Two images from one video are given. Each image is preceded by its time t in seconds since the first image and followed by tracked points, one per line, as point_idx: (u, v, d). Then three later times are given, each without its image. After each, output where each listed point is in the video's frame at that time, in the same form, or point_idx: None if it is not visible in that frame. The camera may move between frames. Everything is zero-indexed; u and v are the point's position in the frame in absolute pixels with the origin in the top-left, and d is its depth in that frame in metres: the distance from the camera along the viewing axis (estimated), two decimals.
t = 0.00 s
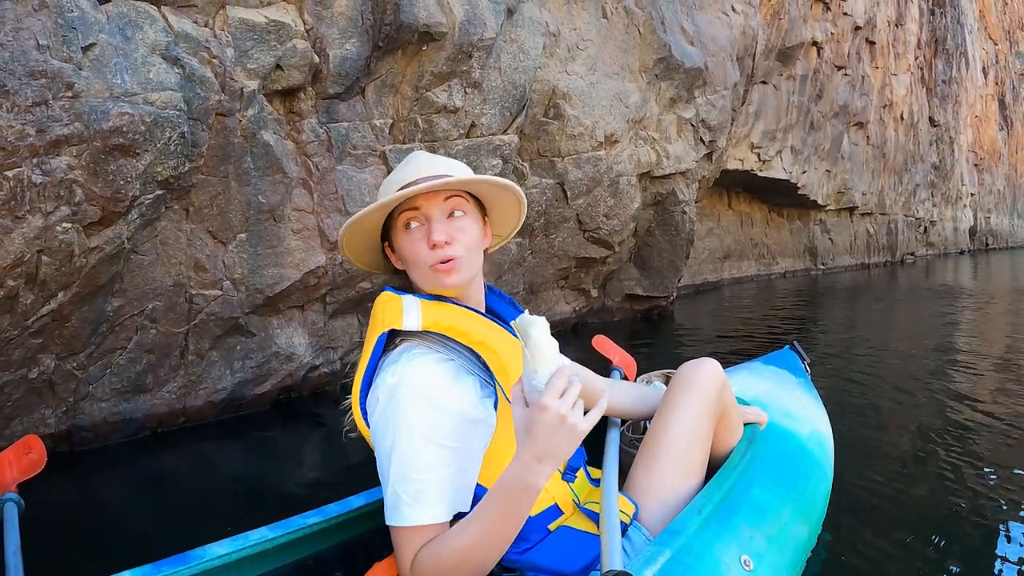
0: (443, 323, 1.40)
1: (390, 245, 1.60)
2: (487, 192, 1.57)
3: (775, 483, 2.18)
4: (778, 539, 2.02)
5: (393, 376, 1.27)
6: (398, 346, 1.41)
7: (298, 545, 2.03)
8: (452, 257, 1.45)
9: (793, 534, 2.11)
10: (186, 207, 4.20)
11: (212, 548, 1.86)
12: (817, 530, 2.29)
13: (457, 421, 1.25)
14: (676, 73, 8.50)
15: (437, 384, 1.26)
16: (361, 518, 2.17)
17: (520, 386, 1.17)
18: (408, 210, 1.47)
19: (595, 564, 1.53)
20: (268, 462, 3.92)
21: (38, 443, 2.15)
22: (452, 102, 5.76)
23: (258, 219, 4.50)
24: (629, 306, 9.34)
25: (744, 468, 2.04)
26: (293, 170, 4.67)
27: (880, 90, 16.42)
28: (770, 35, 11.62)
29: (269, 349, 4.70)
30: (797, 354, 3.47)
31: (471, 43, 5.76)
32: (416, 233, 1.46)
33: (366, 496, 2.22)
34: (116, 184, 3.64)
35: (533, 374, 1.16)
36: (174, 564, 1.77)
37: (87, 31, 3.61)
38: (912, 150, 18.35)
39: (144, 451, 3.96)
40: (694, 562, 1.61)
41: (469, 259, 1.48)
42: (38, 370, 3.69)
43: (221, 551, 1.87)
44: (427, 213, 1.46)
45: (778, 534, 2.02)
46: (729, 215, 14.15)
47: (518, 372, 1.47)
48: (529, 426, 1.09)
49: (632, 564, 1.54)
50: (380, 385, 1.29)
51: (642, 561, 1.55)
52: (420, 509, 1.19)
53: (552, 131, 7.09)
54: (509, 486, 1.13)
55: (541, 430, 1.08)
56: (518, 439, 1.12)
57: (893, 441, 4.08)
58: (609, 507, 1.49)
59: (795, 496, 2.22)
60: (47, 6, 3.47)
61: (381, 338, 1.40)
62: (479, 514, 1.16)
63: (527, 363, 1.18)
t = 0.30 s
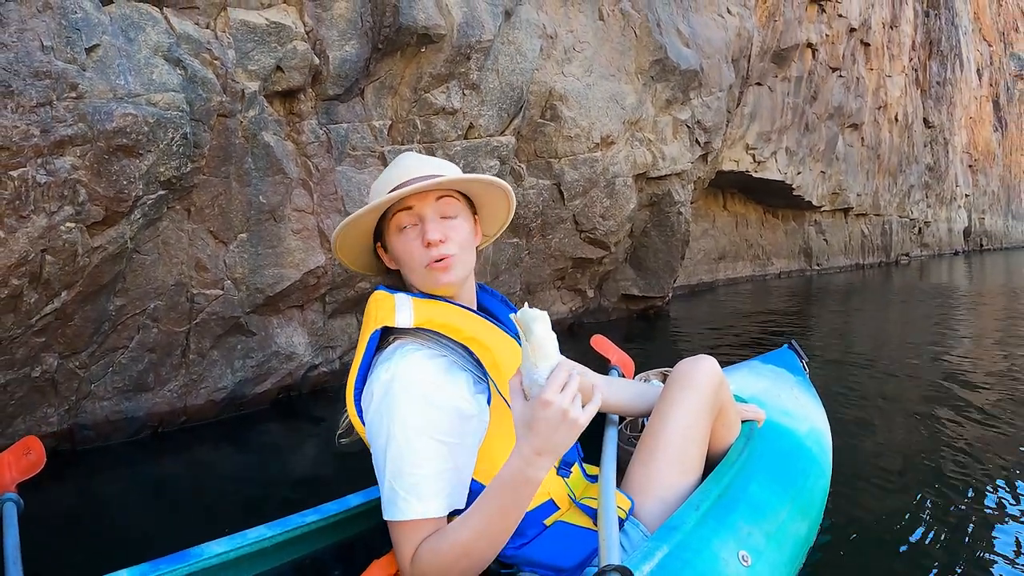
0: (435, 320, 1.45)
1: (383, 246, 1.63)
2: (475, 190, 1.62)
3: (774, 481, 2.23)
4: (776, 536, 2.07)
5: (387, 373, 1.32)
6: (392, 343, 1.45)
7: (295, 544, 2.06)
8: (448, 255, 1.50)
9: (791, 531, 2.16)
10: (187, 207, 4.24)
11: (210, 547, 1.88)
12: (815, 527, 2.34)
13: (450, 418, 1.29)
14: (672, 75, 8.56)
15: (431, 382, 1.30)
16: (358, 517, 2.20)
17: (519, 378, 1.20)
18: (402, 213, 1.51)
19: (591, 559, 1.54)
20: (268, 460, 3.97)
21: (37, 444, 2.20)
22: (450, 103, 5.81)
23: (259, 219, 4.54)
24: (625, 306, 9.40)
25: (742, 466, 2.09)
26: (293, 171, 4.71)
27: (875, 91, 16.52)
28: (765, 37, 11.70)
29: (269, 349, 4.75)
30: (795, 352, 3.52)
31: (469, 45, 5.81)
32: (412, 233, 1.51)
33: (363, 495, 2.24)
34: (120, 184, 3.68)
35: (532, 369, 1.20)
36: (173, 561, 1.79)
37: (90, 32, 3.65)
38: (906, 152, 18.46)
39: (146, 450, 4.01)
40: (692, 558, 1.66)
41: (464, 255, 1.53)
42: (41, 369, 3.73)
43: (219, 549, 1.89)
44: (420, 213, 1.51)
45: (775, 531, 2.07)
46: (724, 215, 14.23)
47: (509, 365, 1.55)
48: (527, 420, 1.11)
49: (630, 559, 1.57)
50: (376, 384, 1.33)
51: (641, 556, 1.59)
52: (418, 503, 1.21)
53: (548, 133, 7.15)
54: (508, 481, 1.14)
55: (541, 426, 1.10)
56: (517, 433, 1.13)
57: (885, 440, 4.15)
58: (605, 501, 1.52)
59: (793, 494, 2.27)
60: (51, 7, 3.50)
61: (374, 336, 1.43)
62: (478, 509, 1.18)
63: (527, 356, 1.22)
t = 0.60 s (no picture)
0: (434, 322, 1.46)
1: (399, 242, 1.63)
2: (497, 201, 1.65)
3: (774, 482, 2.27)
4: (777, 537, 2.11)
5: (393, 374, 1.33)
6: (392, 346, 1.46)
7: (297, 548, 2.00)
8: (472, 261, 1.52)
9: (792, 532, 2.20)
10: (190, 208, 4.27)
11: (209, 552, 1.83)
12: (815, 528, 2.38)
13: (453, 422, 1.32)
14: (668, 77, 8.62)
15: (436, 385, 1.32)
16: (361, 521, 2.13)
17: (526, 391, 1.19)
18: (431, 213, 1.52)
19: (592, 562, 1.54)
20: (270, 460, 4.00)
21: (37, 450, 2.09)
22: (450, 105, 5.85)
23: (260, 221, 4.58)
24: (622, 308, 9.45)
25: (742, 467, 2.13)
26: (294, 173, 4.75)
27: (870, 93, 16.61)
28: (761, 39, 11.77)
29: (271, 350, 4.79)
30: (794, 354, 3.57)
31: (469, 48, 5.86)
32: (439, 234, 1.52)
33: (364, 499, 2.18)
34: (123, 186, 3.71)
35: (542, 384, 1.15)
36: (171, 568, 1.73)
37: (94, 35, 3.69)
38: (901, 153, 18.56)
39: (148, 451, 4.03)
40: (692, 559, 1.70)
41: (485, 264, 1.55)
42: (44, 369, 3.75)
43: (218, 555, 1.83)
44: (451, 216, 1.52)
45: (776, 532, 2.11)
46: (720, 217, 14.30)
47: (509, 367, 1.55)
48: (537, 435, 1.14)
49: (631, 561, 1.61)
50: (380, 385, 1.34)
51: (640, 557, 1.63)
52: (420, 507, 1.24)
53: (546, 135, 7.19)
54: (512, 491, 1.19)
55: (548, 440, 1.14)
56: (523, 446, 1.16)
57: (880, 441, 4.19)
58: (605, 504, 1.53)
59: (793, 494, 2.31)
60: (56, 9, 3.54)
61: (372, 339, 1.45)
62: (480, 516, 1.21)
63: (540, 372, 1.15)
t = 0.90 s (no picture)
0: (434, 329, 1.44)
1: (416, 242, 1.59)
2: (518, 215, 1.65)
3: (775, 488, 2.29)
4: (779, 544, 2.13)
5: (393, 381, 1.30)
6: (391, 351, 1.44)
7: (295, 552, 1.99)
8: (493, 275, 1.53)
9: (793, 538, 2.22)
10: (192, 210, 4.29)
11: (207, 556, 1.82)
12: (816, 534, 2.40)
13: (452, 427, 1.27)
14: (667, 78, 8.64)
15: (435, 390, 1.29)
16: (358, 525, 2.13)
17: (480, 388, 1.11)
18: (462, 221, 1.50)
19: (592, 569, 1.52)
20: (271, 461, 4.02)
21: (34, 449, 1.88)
22: (450, 107, 5.87)
23: (262, 222, 4.61)
24: (620, 308, 9.48)
25: (744, 473, 2.15)
26: (295, 174, 4.78)
27: (866, 94, 16.66)
28: (758, 40, 11.81)
29: (272, 350, 4.81)
30: (795, 357, 3.60)
31: (469, 50, 5.89)
32: (466, 244, 1.51)
33: (362, 503, 2.17)
34: (126, 187, 3.72)
35: (494, 378, 1.08)
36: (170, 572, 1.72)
37: (98, 36, 3.70)
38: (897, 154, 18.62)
39: (150, 451, 4.05)
40: (694, 567, 1.70)
41: (503, 279, 1.56)
42: (47, 370, 3.76)
43: (217, 559, 1.82)
44: (480, 229, 1.51)
45: (777, 539, 2.13)
46: (717, 218, 14.33)
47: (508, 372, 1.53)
48: (499, 432, 1.06)
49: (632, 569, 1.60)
50: (380, 391, 1.32)
51: (643, 565, 1.62)
52: (416, 513, 1.20)
53: (545, 136, 7.21)
54: (486, 493, 1.11)
55: (513, 435, 1.06)
56: (488, 447, 1.07)
57: (877, 442, 4.23)
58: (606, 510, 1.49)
59: (794, 500, 2.34)
60: (59, 11, 3.55)
61: (373, 345, 1.44)
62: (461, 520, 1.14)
63: (488, 366, 1.08)
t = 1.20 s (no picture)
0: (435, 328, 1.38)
1: (420, 240, 1.58)
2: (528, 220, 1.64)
3: (772, 489, 2.33)
4: (774, 545, 2.16)
5: (393, 379, 1.26)
6: (390, 350, 1.40)
7: (291, 552, 2.01)
8: (495, 278, 1.52)
9: (789, 539, 2.26)
10: (194, 211, 4.33)
11: (202, 557, 1.84)
12: (812, 534, 2.44)
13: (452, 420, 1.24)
14: (664, 80, 8.68)
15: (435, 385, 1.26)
16: (354, 526, 2.14)
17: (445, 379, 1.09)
18: (467, 221, 1.50)
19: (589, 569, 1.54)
20: (272, 460, 4.05)
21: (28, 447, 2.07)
22: (449, 108, 5.91)
23: (263, 223, 4.65)
24: (617, 309, 9.52)
25: (740, 474, 2.19)
26: (296, 175, 4.82)
27: (862, 95, 16.74)
28: (755, 42, 11.87)
29: (273, 350, 4.84)
30: (793, 356, 3.65)
31: (468, 52, 5.93)
32: (470, 245, 1.50)
33: (359, 503, 2.18)
34: (130, 188, 3.76)
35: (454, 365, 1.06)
36: (163, 572, 1.75)
37: (101, 37, 3.74)
38: (893, 155, 18.70)
39: (152, 451, 4.08)
40: (690, 568, 1.72)
41: (505, 283, 1.56)
42: (50, 370, 3.79)
43: (212, 559, 1.85)
44: (485, 231, 1.51)
45: (773, 540, 2.17)
46: (714, 218, 14.39)
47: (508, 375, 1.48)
48: (468, 418, 1.04)
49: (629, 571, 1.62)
50: (380, 388, 1.29)
51: (639, 567, 1.64)
52: (420, 511, 1.18)
53: (543, 138, 7.25)
54: (475, 484, 1.09)
55: (485, 419, 1.04)
56: (465, 437, 1.06)
57: (871, 442, 4.27)
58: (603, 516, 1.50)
59: (791, 501, 2.38)
60: (62, 12, 3.58)
61: (371, 345, 1.40)
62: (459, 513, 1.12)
63: (443, 355, 1.05)
